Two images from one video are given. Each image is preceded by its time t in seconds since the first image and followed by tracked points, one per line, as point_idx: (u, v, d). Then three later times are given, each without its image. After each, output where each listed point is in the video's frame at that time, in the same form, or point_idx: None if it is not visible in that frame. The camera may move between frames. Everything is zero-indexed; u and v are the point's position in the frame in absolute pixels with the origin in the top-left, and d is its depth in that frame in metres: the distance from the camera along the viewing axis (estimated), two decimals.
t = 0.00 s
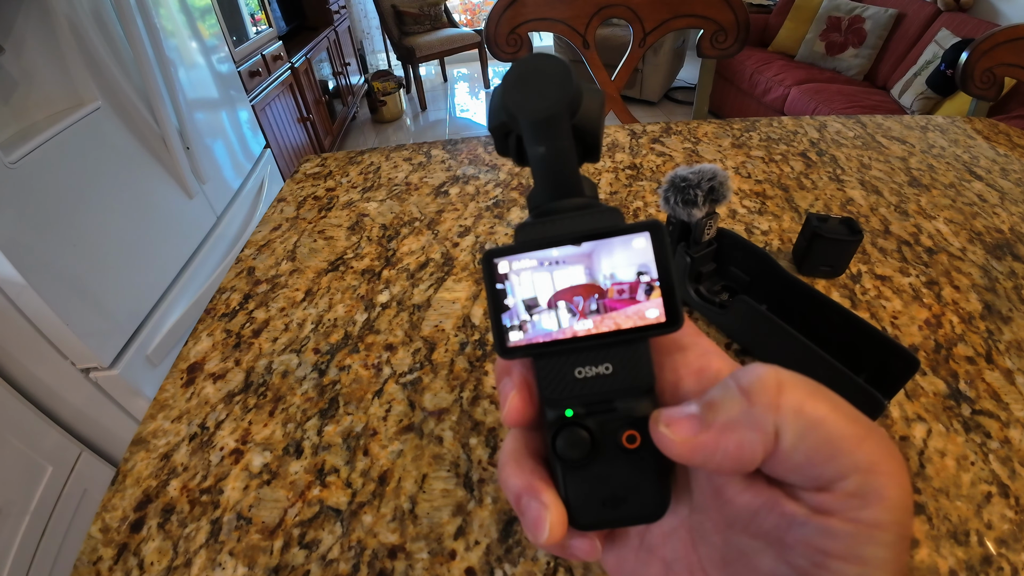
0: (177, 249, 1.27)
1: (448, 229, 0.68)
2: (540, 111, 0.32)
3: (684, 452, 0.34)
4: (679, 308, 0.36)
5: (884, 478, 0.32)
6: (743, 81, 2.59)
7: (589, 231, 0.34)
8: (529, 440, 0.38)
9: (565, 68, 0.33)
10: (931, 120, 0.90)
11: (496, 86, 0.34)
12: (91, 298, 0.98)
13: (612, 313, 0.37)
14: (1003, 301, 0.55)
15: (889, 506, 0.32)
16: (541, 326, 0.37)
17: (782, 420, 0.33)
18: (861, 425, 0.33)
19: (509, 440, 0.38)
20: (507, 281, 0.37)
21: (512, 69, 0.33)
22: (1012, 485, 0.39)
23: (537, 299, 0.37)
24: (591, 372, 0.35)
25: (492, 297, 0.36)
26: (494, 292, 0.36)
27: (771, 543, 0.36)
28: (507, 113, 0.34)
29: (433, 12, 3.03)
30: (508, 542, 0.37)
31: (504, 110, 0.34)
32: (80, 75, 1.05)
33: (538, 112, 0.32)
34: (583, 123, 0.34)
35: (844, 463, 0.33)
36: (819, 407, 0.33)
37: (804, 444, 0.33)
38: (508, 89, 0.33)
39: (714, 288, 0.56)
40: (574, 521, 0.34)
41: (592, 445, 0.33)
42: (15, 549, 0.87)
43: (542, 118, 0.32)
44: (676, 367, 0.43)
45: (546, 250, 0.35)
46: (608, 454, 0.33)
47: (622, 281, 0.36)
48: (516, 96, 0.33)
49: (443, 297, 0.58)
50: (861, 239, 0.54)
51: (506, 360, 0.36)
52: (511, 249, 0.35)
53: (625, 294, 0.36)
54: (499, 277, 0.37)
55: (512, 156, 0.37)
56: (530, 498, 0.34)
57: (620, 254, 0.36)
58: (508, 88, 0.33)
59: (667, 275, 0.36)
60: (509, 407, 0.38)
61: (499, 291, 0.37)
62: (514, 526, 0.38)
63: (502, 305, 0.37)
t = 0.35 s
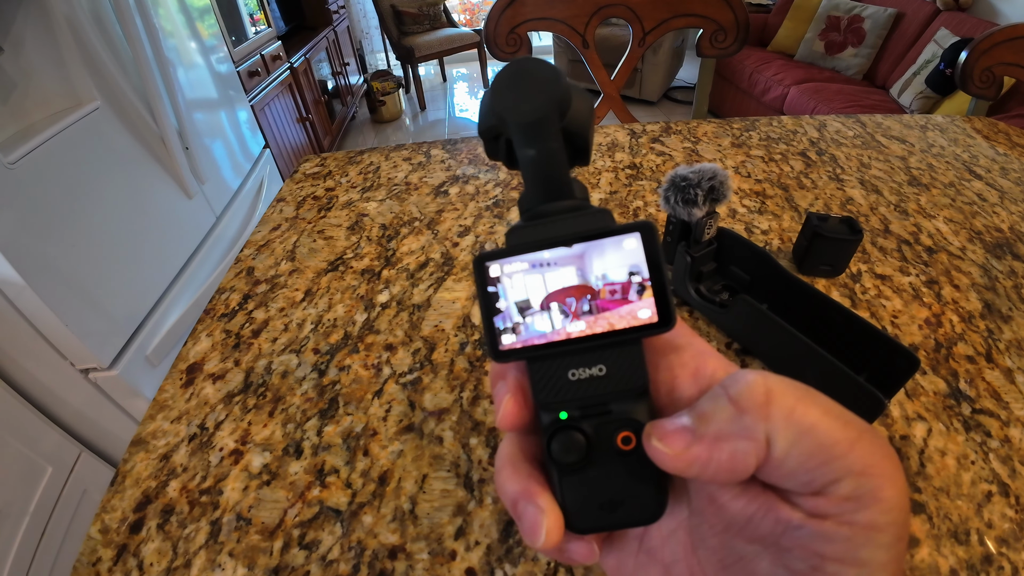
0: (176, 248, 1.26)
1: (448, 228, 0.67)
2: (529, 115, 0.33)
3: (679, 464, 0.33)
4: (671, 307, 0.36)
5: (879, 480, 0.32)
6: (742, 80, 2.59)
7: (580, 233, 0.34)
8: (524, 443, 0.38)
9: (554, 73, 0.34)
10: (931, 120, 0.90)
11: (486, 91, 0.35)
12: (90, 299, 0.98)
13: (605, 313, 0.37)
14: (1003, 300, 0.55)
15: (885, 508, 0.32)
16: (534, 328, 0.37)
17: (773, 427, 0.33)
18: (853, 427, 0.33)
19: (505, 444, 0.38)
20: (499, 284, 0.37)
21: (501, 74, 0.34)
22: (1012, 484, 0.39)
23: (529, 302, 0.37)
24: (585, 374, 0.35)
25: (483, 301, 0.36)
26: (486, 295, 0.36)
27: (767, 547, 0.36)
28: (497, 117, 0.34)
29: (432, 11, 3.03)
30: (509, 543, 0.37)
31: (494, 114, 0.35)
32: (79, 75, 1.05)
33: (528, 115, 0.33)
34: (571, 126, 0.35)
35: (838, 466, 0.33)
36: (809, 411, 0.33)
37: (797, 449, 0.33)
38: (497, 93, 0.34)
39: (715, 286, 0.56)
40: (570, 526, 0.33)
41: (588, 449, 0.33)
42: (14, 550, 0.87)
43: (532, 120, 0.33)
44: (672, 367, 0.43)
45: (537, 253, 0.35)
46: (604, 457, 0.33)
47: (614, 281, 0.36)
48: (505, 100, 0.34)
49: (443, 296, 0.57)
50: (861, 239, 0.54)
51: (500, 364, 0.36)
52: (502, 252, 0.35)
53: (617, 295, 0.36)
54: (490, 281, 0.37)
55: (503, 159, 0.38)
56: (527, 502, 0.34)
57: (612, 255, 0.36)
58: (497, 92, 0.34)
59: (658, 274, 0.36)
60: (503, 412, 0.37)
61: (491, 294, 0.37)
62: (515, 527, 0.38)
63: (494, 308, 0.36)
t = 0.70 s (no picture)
0: (174, 248, 1.26)
1: (447, 228, 0.67)
2: (530, 112, 0.33)
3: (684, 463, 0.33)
4: (674, 306, 0.36)
5: (882, 478, 0.32)
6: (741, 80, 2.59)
7: (581, 230, 0.33)
8: (527, 443, 0.38)
9: (556, 70, 0.34)
10: (930, 119, 0.90)
11: (487, 89, 0.35)
12: (89, 299, 0.98)
13: (608, 311, 0.37)
14: (1003, 299, 0.55)
15: (890, 506, 0.32)
16: (537, 326, 0.37)
17: (777, 425, 0.33)
18: (857, 426, 0.33)
19: (507, 443, 0.38)
20: (502, 282, 0.37)
21: (502, 72, 0.34)
22: (1012, 483, 0.39)
23: (532, 299, 0.37)
24: (588, 372, 0.35)
25: (486, 299, 0.36)
26: (489, 293, 0.36)
27: (771, 546, 0.36)
28: (499, 114, 0.35)
29: (431, 11, 3.02)
30: (509, 543, 0.37)
31: (496, 110, 0.35)
32: (78, 75, 1.05)
33: (529, 111, 0.33)
34: (573, 123, 0.35)
35: (843, 464, 0.33)
36: (813, 410, 0.33)
37: (801, 448, 0.34)
38: (499, 91, 0.34)
39: (715, 286, 0.56)
40: (573, 524, 0.33)
41: (591, 448, 0.33)
42: (14, 551, 0.87)
43: (533, 117, 0.33)
44: (674, 365, 0.42)
45: (540, 251, 0.35)
46: (607, 456, 0.33)
47: (617, 279, 0.36)
48: (507, 98, 0.34)
49: (442, 296, 0.57)
50: (860, 238, 0.54)
51: (502, 362, 0.36)
52: (504, 250, 0.35)
53: (620, 292, 0.36)
54: (493, 278, 0.36)
55: (504, 157, 0.38)
56: (529, 501, 0.34)
57: (615, 253, 0.36)
58: (499, 90, 0.34)
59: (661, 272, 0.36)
60: (506, 410, 0.37)
61: (494, 292, 0.36)
62: (515, 527, 0.38)
63: (497, 305, 0.36)
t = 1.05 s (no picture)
0: (173, 248, 1.26)
1: (445, 228, 0.67)
2: (528, 110, 0.33)
3: (681, 471, 0.33)
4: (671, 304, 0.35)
5: (884, 483, 0.32)
6: (740, 79, 2.59)
7: (579, 229, 0.33)
8: (524, 441, 0.38)
9: (554, 69, 0.34)
10: (929, 119, 0.90)
11: (485, 89, 0.35)
12: (88, 299, 0.98)
13: (605, 308, 0.37)
14: (1002, 299, 0.55)
15: (891, 511, 0.32)
16: (534, 323, 0.37)
17: (777, 433, 0.33)
18: (857, 432, 0.33)
19: (504, 441, 0.37)
20: (499, 279, 0.37)
21: (500, 71, 0.34)
22: (1011, 483, 0.39)
23: (529, 297, 0.37)
24: (584, 370, 0.35)
25: (482, 296, 0.36)
26: (485, 291, 0.36)
27: (770, 549, 0.36)
28: (497, 113, 0.35)
29: (430, 10, 3.02)
30: (507, 543, 0.37)
31: (494, 110, 0.35)
32: (76, 74, 1.04)
33: (528, 110, 0.33)
34: (572, 122, 0.35)
35: (844, 472, 0.33)
36: (813, 417, 0.32)
37: (801, 455, 0.33)
38: (497, 90, 0.34)
39: (713, 285, 0.56)
40: (570, 523, 0.33)
41: (588, 446, 0.33)
42: (12, 551, 0.87)
43: (531, 115, 0.33)
44: (673, 364, 0.42)
45: (536, 249, 0.35)
46: (604, 454, 0.33)
47: (614, 276, 0.36)
48: (504, 97, 0.34)
49: (441, 296, 0.57)
50: (859, 238, 0.54)
51: (499, 360, 0.36)
52: (501, 248, 0.35)
53: (617, 290, 0.36)
54: (490, 276, 0.37)
55: (502, 157, 0.38)
56: (526, 499, 0.34)
57: (612, 250, 0.36)
58: (496, 90, 0.34)
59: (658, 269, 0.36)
60: (503, 409, 0.37)
61: (491, 290, 0.36)
62: (513, 527, 0.37)
63: (494, 303, 0.36)
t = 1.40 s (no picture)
0: (172, 247, 1.26)
1: (445, 227, 0.67)
2: (521, 115, 0.33)
3: (667, 472, 0.33)
4: (665, 305, 0.35)
5: (866, 477, 0.32)
6: (739, 79, 2.59)
7: (572, 232, 0.34)
8: (519, 443, 0.37)
9: (547, 76, 0.34)
10: (928, 119, 0.90)
11: (479, 94, 0.35)
12: (86, 299, 0.98)
13: (599, 309, 0.37)
14: (1000, 298, 0.55)
15: (875, 504, 0.32)
16: (528, 324, 0.37)
17: (757, 430, 0.33)
18: (838, 428, 0.33)
19: (500, 444, 0.37)
20: (493, 281, 0.37)
21: (493, 77, 0.34)
22: (1010, 482, 0.39)
23: (523, 298, 0.37)
24: (578, 372, 0.35)
25: (477, 299, 0.36)
26: (480, 293, 0.36)
27: (760, 548, 0.36)
28: (490, 117, 0.35)
29: (429, 10, 3.02)
30: (506, 543, 0.37)
31: (488, 115, 0.35)
32: (74, 74, 1.04)
33: (520, 116, 0.33)
34: (565, 127, 0.35)
35: (826, 466, 0.33)
36: (793, 414, 0.33)
37: (783, 452, 0.33)
38: (489, 94, 0.34)
39: (712, 285, 0.56)
40: (565, 524, 0.33)
41: (583, 447, 0.33)
42: (11, 551, 0.87)
43: (523, 120, 0.33)
44: (667, 365, 0.42)
45: (530, 250, 0.35)
46: (600, 455, 0.33)
47: (608, 277, 0.36)
48: (496, 102, 0.34)
49: (440, 295, 0.57)
50: (858, 237, 0.54)
51: (493, 362, 0.36)
52: (495, 250, 0.35)
53: (611, 290, 0.36)
54: (484, 278, 0.37)
55: (496, 161, 0.38)
56: (521, 501, 0.34)
57: (605, 251, 0.36)
58: (489, 95, 0.34)
59: (652, 270, 0.36)
60: (498, 411, 0.37)
61: (486, 292, 0.36)
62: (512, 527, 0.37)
63: (489, 304, 0.36)
